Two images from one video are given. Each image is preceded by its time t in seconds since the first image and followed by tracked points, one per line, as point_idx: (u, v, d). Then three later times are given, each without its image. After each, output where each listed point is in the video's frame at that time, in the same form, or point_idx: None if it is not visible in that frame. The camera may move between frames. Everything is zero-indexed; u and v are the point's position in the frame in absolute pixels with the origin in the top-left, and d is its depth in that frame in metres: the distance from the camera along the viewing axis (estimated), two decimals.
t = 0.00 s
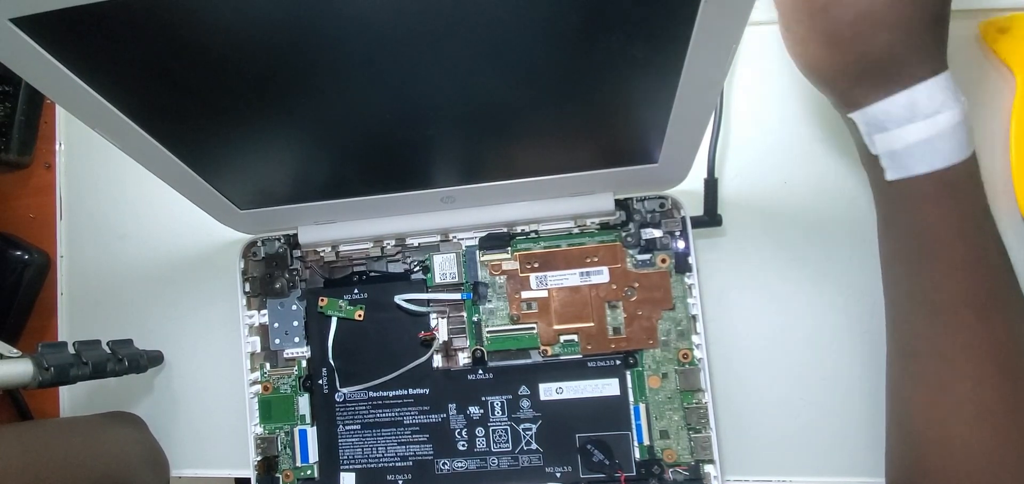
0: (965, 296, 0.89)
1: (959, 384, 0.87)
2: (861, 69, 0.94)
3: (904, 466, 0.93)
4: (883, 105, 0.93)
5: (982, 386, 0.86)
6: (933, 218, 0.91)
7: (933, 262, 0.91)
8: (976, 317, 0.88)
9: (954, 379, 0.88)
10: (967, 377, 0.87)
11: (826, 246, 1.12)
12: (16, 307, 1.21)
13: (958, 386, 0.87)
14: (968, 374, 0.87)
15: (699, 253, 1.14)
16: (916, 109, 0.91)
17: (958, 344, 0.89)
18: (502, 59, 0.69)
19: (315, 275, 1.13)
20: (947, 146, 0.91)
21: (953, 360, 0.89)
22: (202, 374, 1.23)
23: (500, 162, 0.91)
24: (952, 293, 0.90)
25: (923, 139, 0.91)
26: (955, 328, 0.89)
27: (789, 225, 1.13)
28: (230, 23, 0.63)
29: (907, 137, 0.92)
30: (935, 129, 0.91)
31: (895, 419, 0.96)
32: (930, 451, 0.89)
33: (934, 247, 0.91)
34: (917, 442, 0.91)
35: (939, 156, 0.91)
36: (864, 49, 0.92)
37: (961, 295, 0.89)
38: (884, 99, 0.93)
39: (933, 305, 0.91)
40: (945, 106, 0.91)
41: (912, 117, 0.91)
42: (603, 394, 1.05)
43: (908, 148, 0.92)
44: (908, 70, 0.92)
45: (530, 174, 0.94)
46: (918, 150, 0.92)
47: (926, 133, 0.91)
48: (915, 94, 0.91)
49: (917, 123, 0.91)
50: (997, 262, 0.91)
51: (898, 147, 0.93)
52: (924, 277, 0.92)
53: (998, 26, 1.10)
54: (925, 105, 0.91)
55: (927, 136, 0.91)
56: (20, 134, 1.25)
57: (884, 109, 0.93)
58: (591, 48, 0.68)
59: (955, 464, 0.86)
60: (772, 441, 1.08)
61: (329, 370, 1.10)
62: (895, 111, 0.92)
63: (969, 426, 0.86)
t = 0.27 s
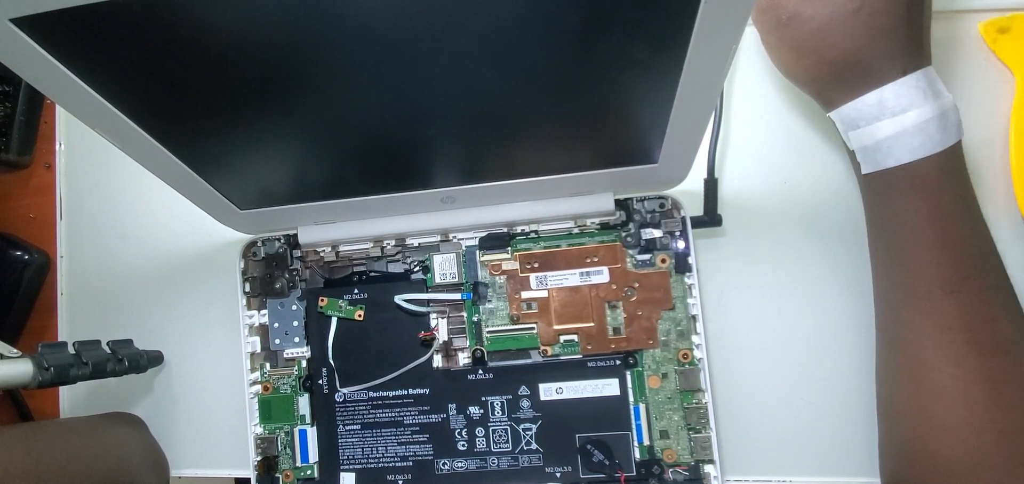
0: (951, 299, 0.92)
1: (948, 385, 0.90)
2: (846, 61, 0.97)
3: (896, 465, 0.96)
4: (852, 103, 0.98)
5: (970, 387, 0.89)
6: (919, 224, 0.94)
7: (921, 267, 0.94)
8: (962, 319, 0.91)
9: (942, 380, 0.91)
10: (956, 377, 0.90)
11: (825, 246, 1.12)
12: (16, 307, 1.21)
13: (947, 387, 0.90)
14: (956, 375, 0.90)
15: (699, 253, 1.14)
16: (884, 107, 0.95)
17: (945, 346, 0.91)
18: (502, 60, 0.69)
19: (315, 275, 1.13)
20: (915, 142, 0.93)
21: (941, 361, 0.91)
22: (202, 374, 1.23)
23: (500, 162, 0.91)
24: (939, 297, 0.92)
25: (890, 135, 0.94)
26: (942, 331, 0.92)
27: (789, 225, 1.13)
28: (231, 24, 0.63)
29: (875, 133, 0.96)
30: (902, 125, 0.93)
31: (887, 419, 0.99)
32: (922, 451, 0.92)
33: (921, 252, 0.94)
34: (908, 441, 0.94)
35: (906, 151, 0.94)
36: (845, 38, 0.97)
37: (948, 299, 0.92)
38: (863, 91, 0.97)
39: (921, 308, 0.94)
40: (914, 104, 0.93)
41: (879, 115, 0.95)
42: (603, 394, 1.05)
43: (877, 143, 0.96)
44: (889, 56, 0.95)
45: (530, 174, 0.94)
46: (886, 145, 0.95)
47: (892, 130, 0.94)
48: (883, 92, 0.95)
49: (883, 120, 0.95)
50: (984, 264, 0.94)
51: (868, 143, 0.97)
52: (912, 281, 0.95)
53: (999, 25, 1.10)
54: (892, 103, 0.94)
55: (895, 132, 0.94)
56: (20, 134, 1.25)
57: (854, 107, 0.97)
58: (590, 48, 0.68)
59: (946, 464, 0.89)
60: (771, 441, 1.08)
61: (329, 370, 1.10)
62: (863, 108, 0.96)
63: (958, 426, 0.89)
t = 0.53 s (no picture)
0: (949, 299, 0.92)
1: (946, 384, 0.90)
2: (844, 61, 0.98)
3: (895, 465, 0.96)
4: (852, 102, 0.98)
5: (968, 386, 0.89)
6: (917, 224, 0.94)
7: (918, 267, 0.94)
8: (960, 318, 0.91)
9: (940, 379, 0.91)
10: (954, 376, 0.90)
11: (825, 246, 1.12)
12: (16, 307, 1.21)
13: (945, 386, 0.90)
14: (954, 374, 0.90)
15: (699, 253, 1.14)
16: (883, 106, 0.95)
17: (943, 345, 0.92)
18: (502, 59, 0.69)
19: (315, 275, 1.13)
20: (914, 141, 0.93)
21: (940, 361, 0.91)
22: (202, 374, 1.23)
23: (500, 162, 0.91)
24: (936, 297, 0.93)
25: (891, 133, 0.94)
26: (940, 330, 0.92)
27: (788, 225, 1.13)
28: (230, 23, 0.63)
29: (875, 132, 0.96)
30: (901, 124, 0.94)
31: (886, 419, 0.99)
32: (920, 450, 0.92)
33: (919, 252, 0.94)
34: (906, 440, 0.94)
35: (906, 150, 0.94)
36: (843, 38, 0.98)
37: (946, 298, 0.92)
38: (861, 90, 0.97)
39: (919, 308, 0.94)
40: (914, 102, 0.93)
41: (878, 113, 0.95)
42: (603, 394, 1.05)
43: (876, 142, 0.96)
44: (887, 56, 0.96)
45: (530, 174, 0.94)
46: (885, 144, 0.95)
47: (892, 128, 0.94)
48: (883, 91, 0.95)
49: (883, 120, 0.95)
50: (983, 263, 0.94)
51: (868, 141, 0.97)
52: (909, 281, 0.95)
53: (999, 25, 1.10)
54: (891, 102, 0.94)
55: (894, 131, 0.94)
56: (20, 134, 1.25)
57: (853, 106, 0.97)
58: (591, 49, 0.68)
59: (944, 463, 0.89)
60: (771, 441, 1.08)
61: (329, 370, 1.10)
62: (863, 107, 0.96)
63: (956, 426, 0.89)
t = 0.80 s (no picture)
0: (948, 298, 0.92)
1: (945, 384, 0.90)
2: (845, 61, 0.97)
3: (894, 465, 0.96)
4: (850, 102, 0.98)
5: (967, 386, 0.89)
6: (916, 223, 0.94)
7: (917, 267, 0.94)
8: (960, 318, 0.91)
9: (939, 379, 0.91)
10: (954, 376, 0.90)
11: (825, 246, 1.12)
12: (16, 307, 1.21)
13: (944, 386, 0.90)
14: (953, 374, 0.90)
15: (699, 253, 1.14)
16: (882, 106, 0.95)
17: (942, 346, 0.92)
18: (502, 59, 0.69)
19: (315, 275, 1.13)
20: (913, 141, 0.93)
21: (939, 361, 0.91)
22: (201, 374, 1.23)
23: (499, 163, 0.91)
24: (935, 296, 0.93)
25: (889, 134, 0.94)
26: (940, 330, 0.92)
27: (788, 225, 1.13)
28: (230, 23, 0.63)
29: (873, 132, 0.96)
30: (900, 124, 0.94)
31: (885, 419, 0.99)
32: (920, 450, 0.92)
33: (918, 252, 0.94)
34: (905, 441, 0.94)
35: (904, 150, 0.94)
36: (842, 38, 0.98)
37: (945, 298, 0.92)
38: (860, 90, 0.97)
39: (918, 308, 0.94)
40: (912, 103, 0.93)
41: (877, 113, 0.95)
42: (603, 394, 1.05)
43: (874, 142, 0.96)
44: (886, 56, 0.96)
45: (530, 174, 0.94)
46: (883, 144, 0.95)
47: (890, 129, 0.94)
48: (881, 92, 0.95)
49: (881, 120, 0.95)
50: (982, 263, 0.94)
51: (867, 141, 0.97)
52: (909, 281, 0.95)
53: (999, 25, 1.10)
54: (889, 102, 0.94)
55: (892, 131, 0.94)
56: (19, 134, 1.25)
57: (852, 106, 0.97)
58: (590, 49, 0.68)
59: (942, 463, 0.89)
60: (771, 441, 1.08)
61: (329, 370, 1.10)
62: (862, 107, 0.96)
63: (955, 426, 0.89)
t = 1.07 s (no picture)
0: (946, 299, 0.92)
1: (943, 385, 0.91)
2: (842, 61, 0.98)
3: (893, 465, 0.96)
4: (849, 103, 0.97)
5: (966, 386, 0.89)
6: (914, 224, 0.94)
7: (916, 267, 0.94)
8: (958, 319, 0.91)
9: (938, 379, 0.91)
10: (952, 376, 0.90)
11: (825, 247, 1.12)
12: (16, 307, 1.21)
13: (943, 386, 0.90)
14: (952, 374, 0.90)
15: (699, 253, 1.14)
16: (880, 107, 0.95)
17: (941, 346, 0.92)
18: (502, 59, 0.69)
19: (315, 275, 1.13)
20: (911, 141, 0.93)
21: (938, 361, 0.92)
22: (201, 374, 1.23)
23: (499, 163, 0.91)
24: (934, 296, 0.93)
25: (887, 134, 0.94)
26: (939, 330, 0.92)
27: (788, 225, 1.13)
28: (230, 23, 0.63)
29: (871, 133, 0.96)
30: (898, 125, 0.93)
31: (883, 419, 0.99)
32: (919, 450, 0.92)
33: (917, 252, 0.94)
34: (903, 440, 0.94)
35: (901, 150, 0.94)
36: (838, 39, 0.98)
37: (943, 298, 0.92)
38: (858, 90, 0.97)
39: (917, 308, 0.94)
40: (910, 103, 0.93)
41: (875, 114, 0.95)
42: (603, 394, 1.05)
43: (872, 143, 0.96)
44: (885, 55, 0.96)
45: (530, 174, 0.94)
46: (881, 145, 0.95)
47: (888, 130, 0.94)
48: (879, 92, 0.95)
49: (879, 120, 0.95)
50: (980, 263, 0.94)
51: (864, 142, 0.97)
52: (907, 281, 0.95)
53: (998, 25, 1.10)
54: (887, 103, 0.94)
55: (890, 131, 0.94)
56: (20, 134, 1.25)
57: (850, 107, 0.97)
58: (590, 48, 0.68)
59: (941, 463, 0.89)
60: (771, 441, 1.08)
61: (329, 370, 1.10)
62: (859, 108, 0.96)
63: (954, 426, 0.89)
